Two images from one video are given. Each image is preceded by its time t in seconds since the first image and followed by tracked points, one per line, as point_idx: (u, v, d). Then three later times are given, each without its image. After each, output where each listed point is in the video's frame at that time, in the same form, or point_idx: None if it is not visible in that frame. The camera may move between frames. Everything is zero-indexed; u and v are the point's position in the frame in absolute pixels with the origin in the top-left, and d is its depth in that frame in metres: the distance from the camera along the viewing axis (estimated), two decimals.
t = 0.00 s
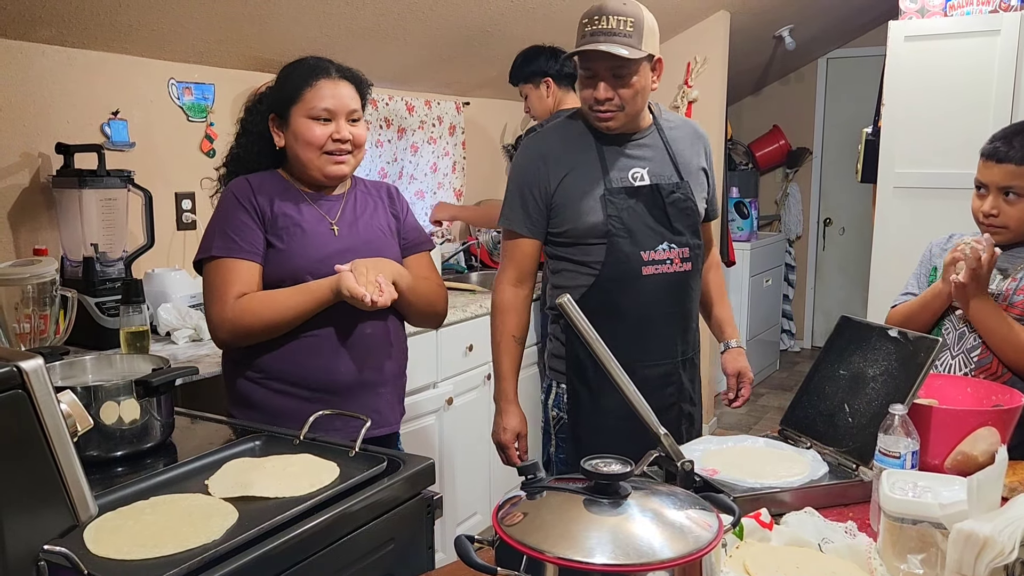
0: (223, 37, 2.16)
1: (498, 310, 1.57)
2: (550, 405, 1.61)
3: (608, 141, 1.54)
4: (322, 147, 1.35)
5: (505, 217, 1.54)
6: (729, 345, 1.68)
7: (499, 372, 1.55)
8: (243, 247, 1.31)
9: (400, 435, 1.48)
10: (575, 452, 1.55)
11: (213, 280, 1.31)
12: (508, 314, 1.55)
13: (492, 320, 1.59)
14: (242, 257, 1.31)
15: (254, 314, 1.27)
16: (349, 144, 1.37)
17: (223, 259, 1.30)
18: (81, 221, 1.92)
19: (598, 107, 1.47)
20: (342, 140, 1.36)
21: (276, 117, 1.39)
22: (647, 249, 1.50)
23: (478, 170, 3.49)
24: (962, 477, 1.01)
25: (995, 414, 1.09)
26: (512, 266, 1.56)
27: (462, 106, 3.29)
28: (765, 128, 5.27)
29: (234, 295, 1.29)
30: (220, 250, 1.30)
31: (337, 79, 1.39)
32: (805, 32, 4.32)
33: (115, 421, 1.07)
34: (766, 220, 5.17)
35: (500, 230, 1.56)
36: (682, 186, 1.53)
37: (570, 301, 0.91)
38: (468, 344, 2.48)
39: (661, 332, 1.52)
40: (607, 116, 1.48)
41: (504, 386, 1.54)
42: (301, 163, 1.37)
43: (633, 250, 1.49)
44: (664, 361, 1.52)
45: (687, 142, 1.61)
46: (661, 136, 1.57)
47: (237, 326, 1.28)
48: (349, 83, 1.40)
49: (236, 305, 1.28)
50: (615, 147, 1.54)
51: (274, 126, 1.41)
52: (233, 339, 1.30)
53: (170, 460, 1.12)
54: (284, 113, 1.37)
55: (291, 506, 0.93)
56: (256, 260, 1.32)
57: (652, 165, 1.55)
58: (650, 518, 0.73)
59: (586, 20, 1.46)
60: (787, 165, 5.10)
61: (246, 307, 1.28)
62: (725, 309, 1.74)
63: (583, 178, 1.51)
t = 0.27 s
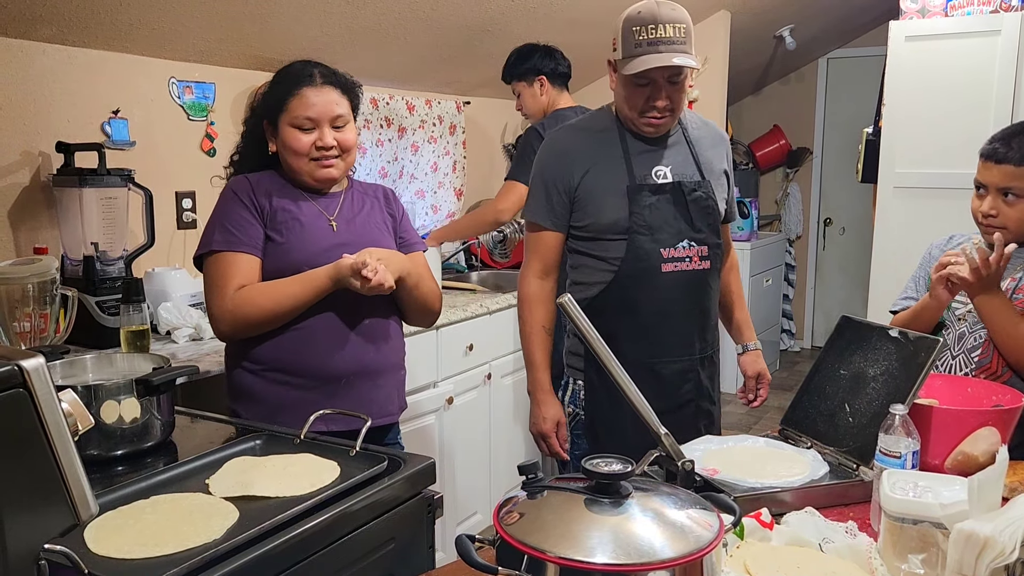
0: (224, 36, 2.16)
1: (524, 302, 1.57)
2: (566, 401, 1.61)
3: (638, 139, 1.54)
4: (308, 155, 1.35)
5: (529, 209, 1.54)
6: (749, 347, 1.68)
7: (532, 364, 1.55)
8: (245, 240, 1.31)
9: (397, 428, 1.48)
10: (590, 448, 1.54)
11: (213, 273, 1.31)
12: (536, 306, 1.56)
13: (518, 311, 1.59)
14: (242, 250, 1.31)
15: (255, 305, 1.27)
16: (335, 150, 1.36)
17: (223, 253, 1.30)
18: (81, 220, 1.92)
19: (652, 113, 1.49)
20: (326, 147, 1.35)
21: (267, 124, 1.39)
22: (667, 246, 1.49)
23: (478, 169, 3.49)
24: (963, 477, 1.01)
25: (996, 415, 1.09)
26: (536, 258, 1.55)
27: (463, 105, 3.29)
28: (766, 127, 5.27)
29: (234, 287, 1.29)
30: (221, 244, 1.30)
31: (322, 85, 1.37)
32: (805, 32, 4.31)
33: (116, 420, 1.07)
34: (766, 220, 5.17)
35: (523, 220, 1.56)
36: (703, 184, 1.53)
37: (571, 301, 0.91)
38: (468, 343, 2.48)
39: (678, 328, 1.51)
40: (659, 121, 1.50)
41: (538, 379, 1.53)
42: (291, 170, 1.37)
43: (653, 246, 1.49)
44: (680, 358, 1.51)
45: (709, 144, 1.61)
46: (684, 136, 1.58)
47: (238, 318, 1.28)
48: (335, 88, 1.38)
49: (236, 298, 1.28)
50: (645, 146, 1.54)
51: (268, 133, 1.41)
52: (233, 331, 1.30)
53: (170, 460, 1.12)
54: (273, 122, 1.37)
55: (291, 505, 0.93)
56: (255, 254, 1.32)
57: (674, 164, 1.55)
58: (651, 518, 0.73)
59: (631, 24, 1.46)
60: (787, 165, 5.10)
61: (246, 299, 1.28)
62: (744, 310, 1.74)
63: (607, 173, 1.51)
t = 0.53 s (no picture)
0: (223, 36, 2.15)
1: (528, 295, 1.56)
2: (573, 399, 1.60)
3: (652, 136, 1.54)
4: (309, 151, 1.35)
5: (539, 203, 1.55)
6: (754, 346, 1.67)
7: (534, 357, 1.54)
8: (257, 240, 1.32)
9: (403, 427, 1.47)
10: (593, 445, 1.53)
11: (230, 274, 1.32)
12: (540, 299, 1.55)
13: (522, 304, 1.59)
14: (256, 249, 1.31)
15: (271, 301, 1.27)
16: (335, 143, 1.35)
17: (237, 253, 1.31)
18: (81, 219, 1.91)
19: (674, 112, 1.48)
20: (326, 142, 1.34)
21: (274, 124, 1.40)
22: (674, 245, 1.50)
23: (478, 169, 3.49)
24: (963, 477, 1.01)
25: (996, 414, 1.09)
26: (543, 252, 1.56)
27: (462, 105, 3.29)
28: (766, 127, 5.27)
29: (250, 284, 1.30)
30: (235, 245, 1.31)
31: (320, 81, 1.36)
32: (806, 31, 4.31)
33: (115, 420, 1.07)
34: (766, 219, 5.17)
35: (531, 215, 1.57)
36: (712, 184, 1.53)
37: (570, 300, 0.91)
38: (468, 342, 2.48)
39: (686, 327, 1.50)
40: (679, 121, 1.49)
41: (539, 372, 1.53)
42: (297, 167, 1.38)
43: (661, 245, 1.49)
44: (687, 356, 1.50)
45: (720, 144, 1.61)
46: (696, 136, 1.58)
47: (254, 316, 1.29)
48: (335, 84, 1.38)
49: (251, 296, 1.29)
50: (657, 143, 1.54)
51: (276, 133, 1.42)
52: (252, 328, 1.31)
53: (169, 459, 1.11)
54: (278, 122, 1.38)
55: (290, 505, 0.93)
56: (269, 252, 1.33)
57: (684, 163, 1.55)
58: (650, 518, 0.73)
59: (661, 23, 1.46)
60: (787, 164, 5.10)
61: (261, 297, 1.28)
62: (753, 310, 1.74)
63: (618, 170, 1.51)
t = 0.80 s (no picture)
0: (222, 34, 2.15)
1: (516, 288, 1.57)
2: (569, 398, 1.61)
3: (650, 134, 1.54)
4: (325, 152, 1.34)
5: (533, 198, 1.54)
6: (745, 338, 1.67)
7: (522, 348, 1.55)
8: (278, 240, 1.32)
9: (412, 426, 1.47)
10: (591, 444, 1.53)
11: (251, 273, 1.32)
12: (528, 292, 1.56)
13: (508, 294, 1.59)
14: (277, 249, 1.32)
15: (293, 301, 1.28)
16: (350, 145, 1.34)
17: (259, 252, 1.32)
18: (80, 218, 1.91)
19: (665, 107, 1.48)
20: (341, 145, 1.32)
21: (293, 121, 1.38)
22: (673, 243, 1.49)
23: (478, 168, 3.48)
24: (963, 476, 1.01)
25: (996, 412, 1.09)
26: (532, 244, 1.56)
27: (462, 103, 3.28)
28: (765, 126, 5.27)
29: (269, 285, 1.30)
30: (257, 243, 1.31)
31: (337, 83, 1.33)
32: (805, 30, 4.31)
33: (114, 418, 1.06)
34: (765, 218, 5.16)
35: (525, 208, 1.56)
36: (710, 182, 1.54)
37: (570, 298, 0.90)
38: (468, 341, 2.48)
39: (686, 325, 1.50)
40: (670, 117, 1.49)
41: (527, 362, 1.53)
42: (314, 165, 1.37)
43: (659, 243, 1.49)
44: (687, 355, 1.50)
45: (714, 138, 1.62)
46: (693, 134, 1.59)
47: (276, 315, 1.29)
48: (350, 84, 1.34)
49: (272, 295, 1.29)
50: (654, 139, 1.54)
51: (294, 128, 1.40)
52: (273, 326, 1.32)
53: (168, 458, 1.11)
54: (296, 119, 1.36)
55: (289, 504, 0.93)
56: (290, 251, 1.33)
57: (682, 160, 1.56)
58: (650, 516, 0.72)
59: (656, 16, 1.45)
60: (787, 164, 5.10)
61: (282, 296, 1.29)
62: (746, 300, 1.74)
63: (618, 168, 1.51)
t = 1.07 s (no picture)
0: (222, 35, 2.15)
1: (482, 251, 1.61)
2: (558, 403, 1.62)
3: (641, 133, 1.54)
4: (333, 151, 1.33)
5: (512, 183, 1.57)
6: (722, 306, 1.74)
7: (498, 304, 1.58)
8: (268, 235, 1.33)
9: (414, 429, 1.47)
10: (587, 445, 1.53)
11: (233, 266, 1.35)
12: (496, 254, 1.60)
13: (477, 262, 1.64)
14: (266, 246, 1.33)
15: (264, 293, 1.30)
16: (360, 146, 1.34)
17: (246, 245, 1.33)
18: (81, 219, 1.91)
19: (646, 101, 1.49)
20: (352, 146, 1.33)
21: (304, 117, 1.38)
22: (665, 243, 1.49)
23: (477, 168, 3.49)
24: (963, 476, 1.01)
25: (995, 412, 1.09)
26: (498, 214, 1.61)
27: (462, 104, 3.29)
28: (765, 126, 5.27)
29: (245, 279, 1.33)
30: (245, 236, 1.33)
31: (353, 84, 1.34)
32: (805, 30, 4.31)
33: (114, 419, 1.07)
34: (765, 218, 5.16)
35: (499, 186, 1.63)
36: (703, 180, 1.53)
37: (570, 299, 0.91)
38: (468, 342, 2.48)
39: (681, 326, 1.50)
40: (651, 111, 1.50)
41: (504, 319, 1.56)
42: (321, 162, 1.37)
43: (651, 242, 1.48)
44: (681, 356, 1.51)
45: (708, 135, 1.62)
46: (687, 130, 1.58)
47: (251, 307, 1.31)
48: (365, 85, 1.34)
49: (247, 287, 1.31)
50: (644, 138, 1.54)
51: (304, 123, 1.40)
52: (249, 318, 1.34)
53: (169, 459, 1.11)
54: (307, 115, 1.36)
55: (290, 505, 0.93)
56: (278, 249, 1.34)
57: (675, 157, 1.55)
58: (650, 516, 0.73)
59: (637, 11, 1.46)
60: (787, 164, 5.10)
61: (256, 289, 1.31)
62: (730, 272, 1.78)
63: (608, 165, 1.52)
